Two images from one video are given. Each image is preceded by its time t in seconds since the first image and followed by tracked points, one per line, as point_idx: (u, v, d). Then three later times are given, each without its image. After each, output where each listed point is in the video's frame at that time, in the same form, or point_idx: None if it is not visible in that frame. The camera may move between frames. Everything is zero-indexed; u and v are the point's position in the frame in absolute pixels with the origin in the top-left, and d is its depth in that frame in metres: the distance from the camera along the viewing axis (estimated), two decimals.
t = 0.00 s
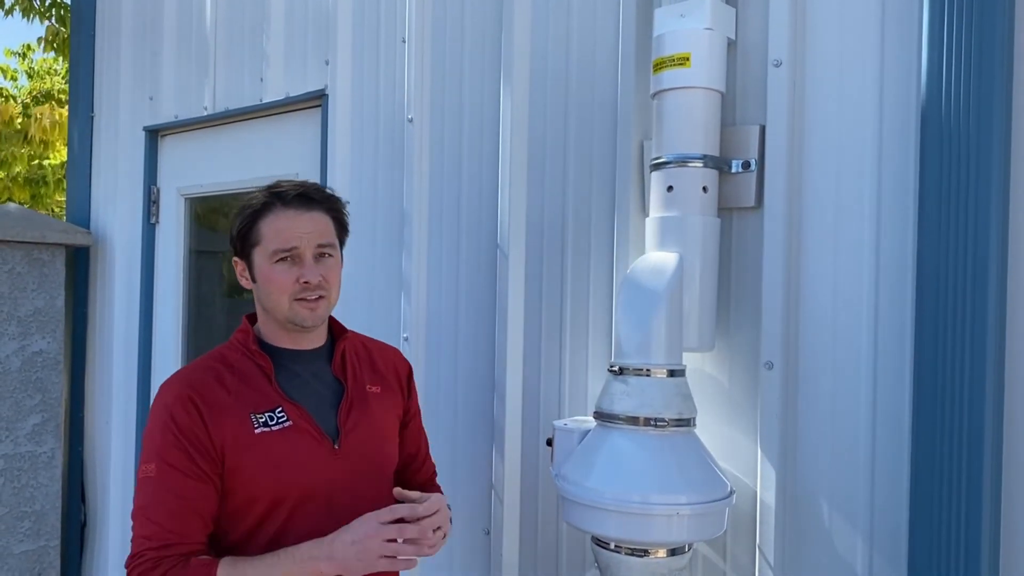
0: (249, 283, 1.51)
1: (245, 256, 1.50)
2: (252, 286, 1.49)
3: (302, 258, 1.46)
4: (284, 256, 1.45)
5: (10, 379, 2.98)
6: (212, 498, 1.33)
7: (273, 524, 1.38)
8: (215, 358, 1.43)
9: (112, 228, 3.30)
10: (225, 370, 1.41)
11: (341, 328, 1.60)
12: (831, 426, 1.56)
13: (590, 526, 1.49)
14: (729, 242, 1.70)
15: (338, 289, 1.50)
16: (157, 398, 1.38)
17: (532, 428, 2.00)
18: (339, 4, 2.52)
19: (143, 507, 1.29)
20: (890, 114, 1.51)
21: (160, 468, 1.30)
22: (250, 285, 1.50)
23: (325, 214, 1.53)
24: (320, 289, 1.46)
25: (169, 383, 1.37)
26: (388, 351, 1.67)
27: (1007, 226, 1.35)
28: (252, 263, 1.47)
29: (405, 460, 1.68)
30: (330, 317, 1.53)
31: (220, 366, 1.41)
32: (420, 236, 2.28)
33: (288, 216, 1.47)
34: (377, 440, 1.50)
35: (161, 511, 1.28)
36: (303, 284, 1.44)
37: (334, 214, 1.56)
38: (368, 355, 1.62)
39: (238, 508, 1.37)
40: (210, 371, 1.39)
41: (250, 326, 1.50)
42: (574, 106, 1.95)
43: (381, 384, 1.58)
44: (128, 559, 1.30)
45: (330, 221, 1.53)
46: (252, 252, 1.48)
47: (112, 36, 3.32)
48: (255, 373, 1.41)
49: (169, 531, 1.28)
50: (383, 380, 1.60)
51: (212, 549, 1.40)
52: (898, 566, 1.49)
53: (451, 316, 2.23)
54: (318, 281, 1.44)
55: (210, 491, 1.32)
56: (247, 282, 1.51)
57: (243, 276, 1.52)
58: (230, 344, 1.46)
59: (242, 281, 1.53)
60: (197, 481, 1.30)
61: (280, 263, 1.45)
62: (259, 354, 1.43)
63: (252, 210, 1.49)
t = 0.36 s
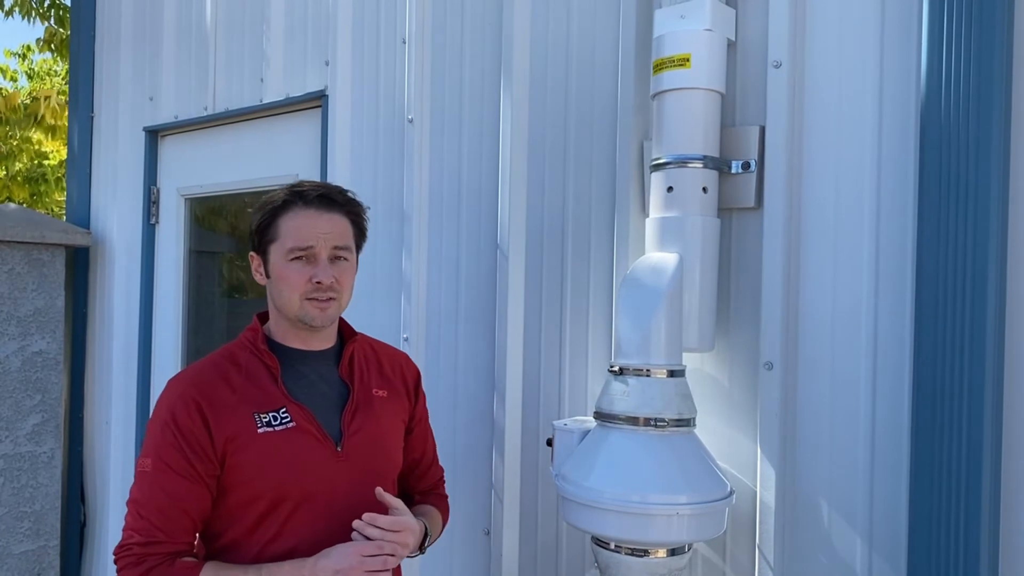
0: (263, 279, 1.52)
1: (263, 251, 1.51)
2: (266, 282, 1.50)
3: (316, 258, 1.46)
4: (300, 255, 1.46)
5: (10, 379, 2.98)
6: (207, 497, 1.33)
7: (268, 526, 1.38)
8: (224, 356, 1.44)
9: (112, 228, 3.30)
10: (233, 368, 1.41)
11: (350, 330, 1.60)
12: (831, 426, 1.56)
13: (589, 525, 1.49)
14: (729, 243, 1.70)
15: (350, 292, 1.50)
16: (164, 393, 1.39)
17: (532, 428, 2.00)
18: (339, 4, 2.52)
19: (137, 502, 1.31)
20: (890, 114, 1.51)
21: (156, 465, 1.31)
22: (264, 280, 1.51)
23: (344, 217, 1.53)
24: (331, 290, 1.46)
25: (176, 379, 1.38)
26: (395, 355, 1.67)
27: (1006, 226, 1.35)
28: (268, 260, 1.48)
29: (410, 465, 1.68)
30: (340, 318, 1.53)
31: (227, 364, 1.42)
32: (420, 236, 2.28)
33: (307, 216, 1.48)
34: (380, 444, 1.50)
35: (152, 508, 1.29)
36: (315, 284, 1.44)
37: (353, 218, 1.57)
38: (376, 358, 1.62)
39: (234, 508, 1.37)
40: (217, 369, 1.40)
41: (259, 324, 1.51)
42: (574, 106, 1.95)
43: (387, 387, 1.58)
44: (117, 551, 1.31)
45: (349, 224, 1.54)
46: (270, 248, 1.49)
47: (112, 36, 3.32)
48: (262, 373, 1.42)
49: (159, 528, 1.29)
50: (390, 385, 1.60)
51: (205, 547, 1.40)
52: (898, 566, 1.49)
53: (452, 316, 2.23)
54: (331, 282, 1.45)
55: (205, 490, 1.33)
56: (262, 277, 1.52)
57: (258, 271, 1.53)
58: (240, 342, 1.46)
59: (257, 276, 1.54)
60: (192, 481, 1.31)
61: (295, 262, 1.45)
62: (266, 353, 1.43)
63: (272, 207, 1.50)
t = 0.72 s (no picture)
0: (269, 275, 1.52)
1: (271, 248, 1.51)
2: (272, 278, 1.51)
3: (323, 257, 1.47)
4: (307, 253, 1.46)
5: (9, 379, 2.98)
6: (209, 495, 1.33)
7: (269, 525, 1.38)
8: (225, 354, 1.44)
9: (111, 228, 3.31)
10: (234, 367, 1.41)
11: (352, 332, 1.61)
12: (830, 426, 1.57)
13: (588, 525, 1.49)
14: (728, 243, 1.70)
15: (355, 293, 1.50)
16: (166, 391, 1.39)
17: (531, 428, 2.00)
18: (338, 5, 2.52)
19: (141, 500, 1.31)
20: (889, 115, 1.52)
21: (159, 463, 1.31)
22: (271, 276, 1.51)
23: (353, 218, 1.54)
24: (336, 290, 1.46)
25: (177, 378, 1.38)
26: (398, 358, 1.67)
27: (1004, 226, 1.36)
28: (275, 257, 1.49)
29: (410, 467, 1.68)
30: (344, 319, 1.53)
31: (229, 363, 1.42)
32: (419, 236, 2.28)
33: (316, 215, 1.49)
34: (380, 446, 1.50)
35: (156, 505, 1.29)
36: (319, 283, 1.44)
37: (362, 220, 1.58)
38: (379, 360, 1.62)
39: (236, 506, 1.37)
40: (219, 368, 1.40)
41: (262, 323, 1.51)
42: (573, 107, 1.95)
43: (389, 389, 1.58)
44: (121, 549, 1.31)
45: (357, 226, 1.54)
46: (277, 245, 1.49)
47: (111, 37, 3.32)
48: (263, 372, 1.42)
49: (162, 525, 1.29)
50: (392, 387, 1.60)
51: (207, 546, 1.40)
52: (896, 566, 1.49)
53: (450, 317, 2.23)
54: (335, 282, 1.45)
55: (208, 488, 1.33)
56: (268, 274, 1.52)
57: (265, 267, 1.54)
58: (241, 341, 1.47)
59: (263, 272, 1.54)
60: (195, 478, 1.31)
61: (301, 259, 1.46)
62: (268, 352, 1.44)
63: (282, 205, 1.51)
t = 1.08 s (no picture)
0: (270, 274, 1.52)
1: (271, 247, 1.51)
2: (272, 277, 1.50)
3: (324, 257, 1.47)
4: (308, 253, 1.46)
5: (7, 380, 2.97)
6: (210, 495, 1.33)
7: (269, 525, 1.37)
8: (225, 354, 1.43)
9: (109, 229, 3.30)
10: (234, 367, 1.41)
11: (351, 332, 1.60)
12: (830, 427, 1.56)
13: (587, 526, 1.48)
14: (727, 243, 1.70)
15: (355, 293, 1.50)
16: (165, 391, 1.38)
17: (530, 428, 2.00)
18: (336, 5, 2.52)
19: (142, 500, 1.30)
20: (889, 114, 1.51)
21: (159, 463, 1.30)
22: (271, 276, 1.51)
23: (355, 218, 1.54)
24: (337, 290, 1.46)
25: (177, 378, 1.37)
26: (397, 359, 1.67)
27: (1005, 226, 1.35)
28: (276, 256, 1.48)
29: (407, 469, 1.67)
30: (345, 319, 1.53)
31: (229, 363, 1.41)
32: (417, 237, 2.28)
33: (318, 215, 1.48)
34: (380, 446, 1.50)
35: (156, 505, 1.28)
36: (321, 282, 1.44)
37: (363, 219, 1.57)
38: (378, 361, 1.61)
39: (237, 506, 1.37)
40: (219, 368, 1.39)
41: (262, 323, 1.51)
42: (572, 106, 1.95)
43: (388, 390, 1.58)
44: (123, 549, 1.31)
45: (359, 225, 1.54)
46: (278, 245, 1.49)
47: (110, 37, 3.31)
48: (263, 372, 1.41)
49: (162, 526, 1.28)
50: (391, 387, 1.60)
51: (207, 546, 1.40)
52: (896, 567, 1.49)
53: (449, 318, 2.23)
54: (337, 282, 1.45)
55: (208, 488, 1.32)
56: (268, 273, 1.52)
57: (265, 266, 1.53)
58: (241, 341, 1.46)
59: (264, 271, 1.54)
60: (195, 478, 1.30)
61: (303, 259, 1.45)
62: (268, 353, 1.43)
63: (284, 205, 1.50)
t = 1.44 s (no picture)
0: (280, 282, 1.49)
1: (278, 252, 1.49)
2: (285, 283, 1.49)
3: (339, 248, 1.50)
4: (325, 247, 1.48)
5: (7, 382, 2.97)
6: (212, 499, 1.32)
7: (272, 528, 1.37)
8: (225, 356, 1.43)
9: (109, 231, 3.30)
10: (235, 371, 1.41)
11: (349, 333, 1.60)
12: (828, 429, 1.56)
13: (585, 529, 1.48)
14: (726, 244, 1.70)
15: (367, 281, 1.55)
16: (166, 395, 1.38)
17: (529, 430, 2.00)
18: (335, 7, 2.52)
19: (143, 506, 1.30)
20: (887, 116, 1.51)
21: (160, 467, 1.30)
22: (283, 282, 1.49)
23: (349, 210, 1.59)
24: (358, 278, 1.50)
25: (177, 382, 1.37)
26: (395, 360, 1.67)
27: (1003, 228, 1.35)
28: (289, 259, 1.48)
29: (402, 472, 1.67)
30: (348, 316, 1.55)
31: (229, 366, 1.41)
32: (416, 238, 2.28)
33: (323, 209, 1.51)
34: (379, 447, 1.50)
35: (158, 510, 1.28)
36: (346, 272, 1.47)
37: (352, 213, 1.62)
38: (376, 362, 1.61)
39: (239, 510, 1.37)
40: (219, 371, 1.39)
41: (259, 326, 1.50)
42: (571, 108, 1.95)
43: (386, 390, 1.58)
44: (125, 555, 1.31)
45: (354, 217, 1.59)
46: (288, 247, 1.48)
47: (109, 39, 3.31)
48: (264, 375, 1.41)
49: (164, 530, 1.28)
50: (390, 388, 1.60)
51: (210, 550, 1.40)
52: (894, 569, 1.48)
53: (448, 319, 2.23)
54: (360, 269, 1.49)
55: (210, 492, 1.32)
56: (277, 281, 1.50)
57: (270, 276, 1.50)
58: (241, 343, 1.46)
59: (269, 282, 1.51)
60: (197, 482, 1.30)
61: (322, 254, 1.47)
62: (269, 356, 1.43)
63: (285, 207, 1.51)
